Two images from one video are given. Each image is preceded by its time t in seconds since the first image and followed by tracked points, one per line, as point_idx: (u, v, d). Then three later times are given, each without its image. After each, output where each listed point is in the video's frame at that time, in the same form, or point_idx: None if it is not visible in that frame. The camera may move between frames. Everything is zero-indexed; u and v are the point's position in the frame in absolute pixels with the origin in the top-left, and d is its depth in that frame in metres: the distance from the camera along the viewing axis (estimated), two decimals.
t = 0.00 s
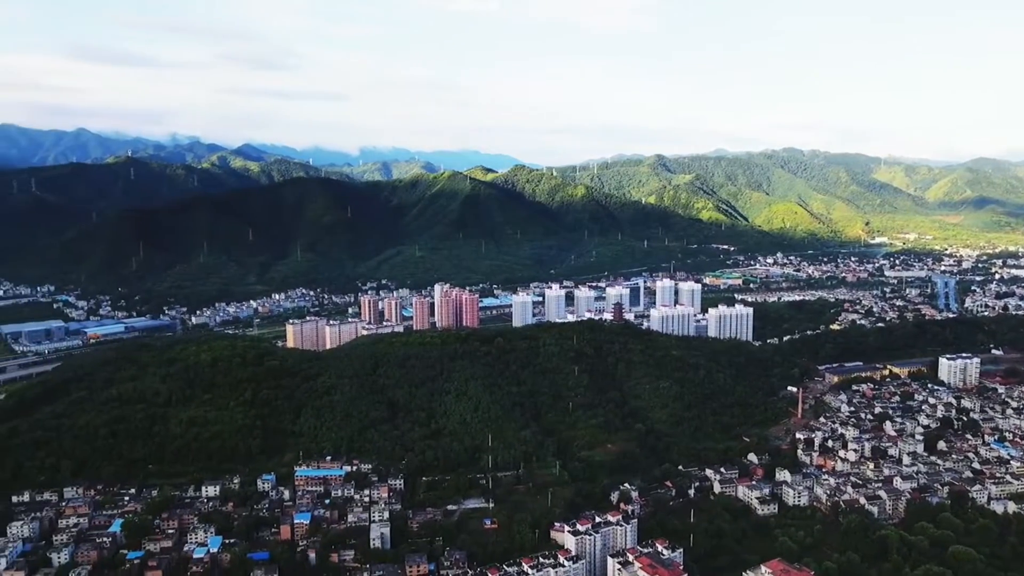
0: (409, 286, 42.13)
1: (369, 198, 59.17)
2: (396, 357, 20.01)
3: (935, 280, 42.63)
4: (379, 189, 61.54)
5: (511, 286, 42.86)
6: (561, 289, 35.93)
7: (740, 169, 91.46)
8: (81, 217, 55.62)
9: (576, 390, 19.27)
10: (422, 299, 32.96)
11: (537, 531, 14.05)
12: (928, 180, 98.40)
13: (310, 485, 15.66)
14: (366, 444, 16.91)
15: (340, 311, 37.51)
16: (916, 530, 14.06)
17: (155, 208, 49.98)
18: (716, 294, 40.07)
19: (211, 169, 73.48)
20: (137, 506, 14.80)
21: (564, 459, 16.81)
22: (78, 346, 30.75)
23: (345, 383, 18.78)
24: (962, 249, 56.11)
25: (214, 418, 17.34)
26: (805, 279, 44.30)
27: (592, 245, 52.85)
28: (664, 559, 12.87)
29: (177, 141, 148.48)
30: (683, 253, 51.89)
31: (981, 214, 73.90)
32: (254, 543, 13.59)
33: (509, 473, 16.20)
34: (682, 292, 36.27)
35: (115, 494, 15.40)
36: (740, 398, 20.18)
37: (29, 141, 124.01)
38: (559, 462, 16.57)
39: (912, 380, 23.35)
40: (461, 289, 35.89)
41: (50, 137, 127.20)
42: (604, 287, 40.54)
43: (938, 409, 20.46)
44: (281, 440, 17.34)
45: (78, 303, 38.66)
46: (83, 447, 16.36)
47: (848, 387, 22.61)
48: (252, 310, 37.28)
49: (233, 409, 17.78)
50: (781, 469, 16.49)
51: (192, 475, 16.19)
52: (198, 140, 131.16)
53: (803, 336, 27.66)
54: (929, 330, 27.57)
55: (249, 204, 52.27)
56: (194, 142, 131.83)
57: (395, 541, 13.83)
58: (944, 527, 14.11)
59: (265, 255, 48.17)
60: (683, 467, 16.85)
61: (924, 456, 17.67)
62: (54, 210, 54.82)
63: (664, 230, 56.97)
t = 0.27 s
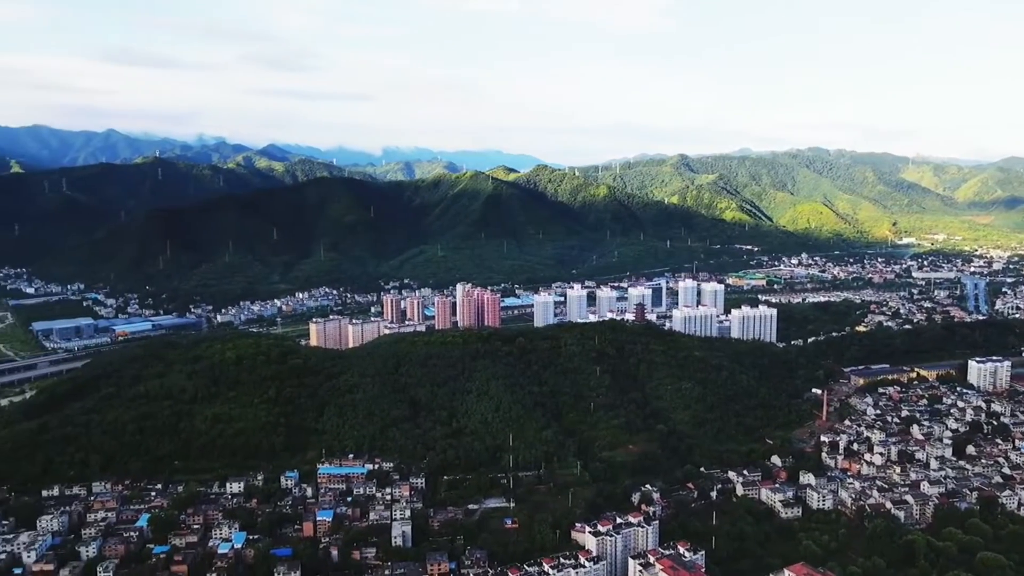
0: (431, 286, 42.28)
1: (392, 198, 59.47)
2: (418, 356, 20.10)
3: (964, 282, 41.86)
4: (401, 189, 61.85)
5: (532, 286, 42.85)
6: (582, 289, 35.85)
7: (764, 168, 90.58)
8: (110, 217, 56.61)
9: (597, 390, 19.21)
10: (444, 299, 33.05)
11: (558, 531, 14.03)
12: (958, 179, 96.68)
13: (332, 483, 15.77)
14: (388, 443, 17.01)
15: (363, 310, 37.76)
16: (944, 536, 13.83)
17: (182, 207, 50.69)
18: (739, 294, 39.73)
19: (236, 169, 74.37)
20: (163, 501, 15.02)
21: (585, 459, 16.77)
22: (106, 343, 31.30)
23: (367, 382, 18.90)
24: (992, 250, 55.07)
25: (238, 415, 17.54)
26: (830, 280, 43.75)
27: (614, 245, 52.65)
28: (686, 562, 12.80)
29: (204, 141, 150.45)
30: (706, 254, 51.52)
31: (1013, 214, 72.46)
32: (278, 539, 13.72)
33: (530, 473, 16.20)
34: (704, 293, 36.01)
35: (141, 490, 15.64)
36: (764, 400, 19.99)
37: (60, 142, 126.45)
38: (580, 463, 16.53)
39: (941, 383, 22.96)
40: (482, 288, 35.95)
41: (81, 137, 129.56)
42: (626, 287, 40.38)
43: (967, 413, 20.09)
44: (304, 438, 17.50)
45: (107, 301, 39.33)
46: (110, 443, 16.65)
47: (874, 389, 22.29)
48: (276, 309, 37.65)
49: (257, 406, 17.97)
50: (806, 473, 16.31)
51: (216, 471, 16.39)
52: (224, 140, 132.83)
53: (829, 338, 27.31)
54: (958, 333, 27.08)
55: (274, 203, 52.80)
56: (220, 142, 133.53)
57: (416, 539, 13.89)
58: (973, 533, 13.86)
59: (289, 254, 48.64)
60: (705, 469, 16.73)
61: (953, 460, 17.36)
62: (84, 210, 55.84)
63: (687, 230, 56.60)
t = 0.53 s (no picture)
0: (453, 286, 42.39)
1: (414, 198, 59.73)
2: (439, 355, 20.17)
3: (994, 284, 41.07)
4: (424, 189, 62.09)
5: (554, 286, 42.80)
6: (604, 290, 35.76)
7: (789, 168, 89.62)
8: (138, 216, 57.50)
9: (619, 391, 19.13)
10: (465, 298, 33.14)
11: (579, 531, 14.01)
12: (988, 179, 94.87)
13: (354, 480, 15.88)
14: (409, 442, 17.10)
15: (385, 309, 37.98)
16: (972, 542, 13.59)
17: (208, 207, 51.36)
18: (763, 295, 39.36)
19: (261, 170, 75.16)
20: (189, 497, 15.23)
21: (606, 460, 16.73)
22: (134, 340, 31.80)
23: (389, 381, 19.00)
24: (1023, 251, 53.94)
25: (262, 413, 17.74)
26: (856, 281, 43.15)
27: (636, 245, 52.40)
28: (708, 564, 12.72)
29: (229, 141, 152.27)
30: (729, 254, 51.09)
31: None
32: (300, 535, 13.85)
33: (552, 473, 16.19)
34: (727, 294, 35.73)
35: (167, 485, 15.87)
36: (788, 402, 19.78)
37: (90, 143, 128.74)
38: (601, 463, 16.49)
39: (970, 386, 22.55)
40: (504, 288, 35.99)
41: (110, 138, 131.79)
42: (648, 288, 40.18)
43: (997, 417, 19.71)
44: (326, 436, 17.64)
45: (135, 299, 39.97)
46: (138, 439, 16.91)
47: (901, 392, 21.96)
48: (300, 308, 38.00)
49: (281, 404, 18.16)
50: (830, 476, 16.11)
51: (241, 468, 16.59)
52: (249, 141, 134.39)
53: (854, 340, 26.96)
54: (988, 336, 26.58)
55: (298, 203, 53.28)
56: (245, 143, 135.10)
57: (437, 538, 13.94)
58: (1002, 539, 13.60)
59: (312, 253, 49.06)
60: (727, 471, 16.60)
61: (982, 465, 17.05)
62: (113, 209, 56.79)
63: (710, 231, 56.19)
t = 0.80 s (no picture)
0: (475, 285, 42.47)
1: (436, 198, 59.93)
2: (461, 355, 20.23)
3: None
4: (446, 189, 62.31)
5: (576, 285, 42.71)
6: (626, 290, 35.62)
7: (815, 167, 88.58)
8: (165, 215, 58.38)
9: (641, 391, 19.03)
10: (487, 298, 33.19)
11: (600, 532, 13.98)
12: (1020, 179, 93.00)
13: (376, 478, 15.98)
14: (431, 440, 17.19)
15: (407, 308, 38.17)
16: (1002, 548, 13.33)
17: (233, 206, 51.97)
18: (787, 296, 38.95)
19: (286, 170, 75.89)
20: (214, 493, 15.44)
21: (628, 461, 16.67)
22: (161, 338, 32.28)
23: (411, 380, 19.10)
24: None
25: (286, 411, 17.93)
26: (883, 282, 42.54)
27: (658, 245, 52.12)
28: (730, 567, 12.62)
29: (255, 142, 153.98)
30: (753, 255, 50.62)
31: None
32: (322, 532, 13.97)
33: (573, 473, 16.18)
34: (751, 294, 35.42)
35: (193, 481, 16.10)
36: (812, 404, 19.55)
37: (119, 143, 131.00)
38: (622, 464, 16.44)
39: (1000, 390, 22.10)
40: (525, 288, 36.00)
41: (138, 138, 133.89)
42: (670, 288, 39.94)
43: None
44: (349, 434, 17.79)
45: (162, 297, 40.56)
46: (164, 435, 17.18)
47: (928, 395, 21.61)
48: (323, 306, 38.30)
49: (304, 402, 18.33)
50: (856, 479, 15.91)
51: (264, 464, 16.76)
52: (274, 141, 135.82)
53: (881, 341, 26.58)
54: (1019, 338, 26.06)
55: (321, 203, 53.74)
56: (270, 143, 136.55)
57: (458, 537, 13.99)
58: None
59: (336, 252, 49.44)
60: (750, 473, 16.46)
61: (1012, 470, 16.73)
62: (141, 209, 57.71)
63: (734, 231, 55.73)
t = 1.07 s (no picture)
0: (497, 285, 42.52)
1: (458, 197, 60.07)
2: (482, 355, 20.26)
3: None
4: (468, 189, 62.46)
5: (598, 286, 42.59)
6: (648, 290, 35.45)
7: (841, 167, 87.43)
8: (192, 215, 59.19)
9: (663, 392, 18.91)
10: (509, 298, 33.22)
11: (621, 533, 13.94)
12: None
13: (398, 477, 16.06)
14: (452, 440, 17.24)
15: (429, 308, 38.32)
16: None
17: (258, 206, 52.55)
18: (812, 297, 38.51)
19: (310, 170, 76.57)
20: (238, 489, 15.62)
21: (649, 462, 16.59)
22: (187, 335, 32.73)
23: (433, 379, 19.17)
24: None
25: (309, 409, 18.09)
26: (910, 283, 41.89)
27: (681, 245, 51.78)
28: (752, 570, 12.52)
29: (279, 142, 155.56)
30: (777, 255, 50.11)
31: None
32: (344, 530, 14.08)
33: (594, 474, 16.15)
34: (775, 295, 35.08)
35: (218, 477, 16.29)
36: (837, 407, 19.30)
37: (147, 144, 133.10)
38: (644, 465, 16.38)
39: None
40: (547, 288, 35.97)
41: (165, 139, 135.86)
42: (693, 288, 39.69)
43: None
44: (371, 432, 17.91)
45: (188, 296, 41.13)
46: (190, 431, 17.41)
47: (957, 399, 21.24)
48: (346, 305, 38.58)
49: (327, 401, 18.48)
50: (881, 483, 15.69)
51: (288, 462, 16.92)
52: (299, 141, 137.16)
53: (908, 344, 26.17)
54: None
55: (345, 203, 54.14)
56: (294, 143, 137.91)
57: (479, 536, 14.02)
58: None
59: (359, 252, 49.78)
60: (774, 476, 16.31)
61: None
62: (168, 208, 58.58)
63: (758, 231, 55.21)
